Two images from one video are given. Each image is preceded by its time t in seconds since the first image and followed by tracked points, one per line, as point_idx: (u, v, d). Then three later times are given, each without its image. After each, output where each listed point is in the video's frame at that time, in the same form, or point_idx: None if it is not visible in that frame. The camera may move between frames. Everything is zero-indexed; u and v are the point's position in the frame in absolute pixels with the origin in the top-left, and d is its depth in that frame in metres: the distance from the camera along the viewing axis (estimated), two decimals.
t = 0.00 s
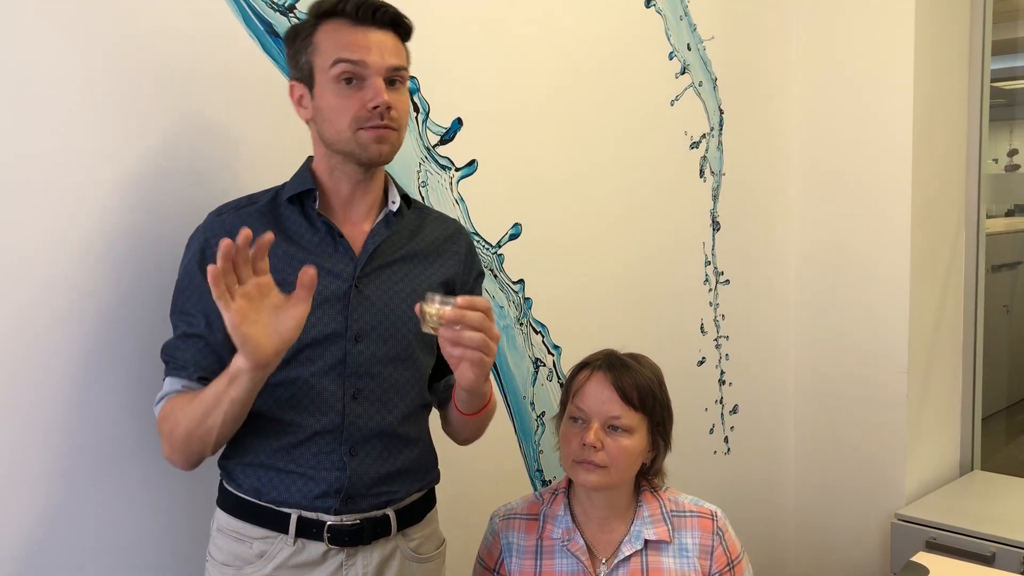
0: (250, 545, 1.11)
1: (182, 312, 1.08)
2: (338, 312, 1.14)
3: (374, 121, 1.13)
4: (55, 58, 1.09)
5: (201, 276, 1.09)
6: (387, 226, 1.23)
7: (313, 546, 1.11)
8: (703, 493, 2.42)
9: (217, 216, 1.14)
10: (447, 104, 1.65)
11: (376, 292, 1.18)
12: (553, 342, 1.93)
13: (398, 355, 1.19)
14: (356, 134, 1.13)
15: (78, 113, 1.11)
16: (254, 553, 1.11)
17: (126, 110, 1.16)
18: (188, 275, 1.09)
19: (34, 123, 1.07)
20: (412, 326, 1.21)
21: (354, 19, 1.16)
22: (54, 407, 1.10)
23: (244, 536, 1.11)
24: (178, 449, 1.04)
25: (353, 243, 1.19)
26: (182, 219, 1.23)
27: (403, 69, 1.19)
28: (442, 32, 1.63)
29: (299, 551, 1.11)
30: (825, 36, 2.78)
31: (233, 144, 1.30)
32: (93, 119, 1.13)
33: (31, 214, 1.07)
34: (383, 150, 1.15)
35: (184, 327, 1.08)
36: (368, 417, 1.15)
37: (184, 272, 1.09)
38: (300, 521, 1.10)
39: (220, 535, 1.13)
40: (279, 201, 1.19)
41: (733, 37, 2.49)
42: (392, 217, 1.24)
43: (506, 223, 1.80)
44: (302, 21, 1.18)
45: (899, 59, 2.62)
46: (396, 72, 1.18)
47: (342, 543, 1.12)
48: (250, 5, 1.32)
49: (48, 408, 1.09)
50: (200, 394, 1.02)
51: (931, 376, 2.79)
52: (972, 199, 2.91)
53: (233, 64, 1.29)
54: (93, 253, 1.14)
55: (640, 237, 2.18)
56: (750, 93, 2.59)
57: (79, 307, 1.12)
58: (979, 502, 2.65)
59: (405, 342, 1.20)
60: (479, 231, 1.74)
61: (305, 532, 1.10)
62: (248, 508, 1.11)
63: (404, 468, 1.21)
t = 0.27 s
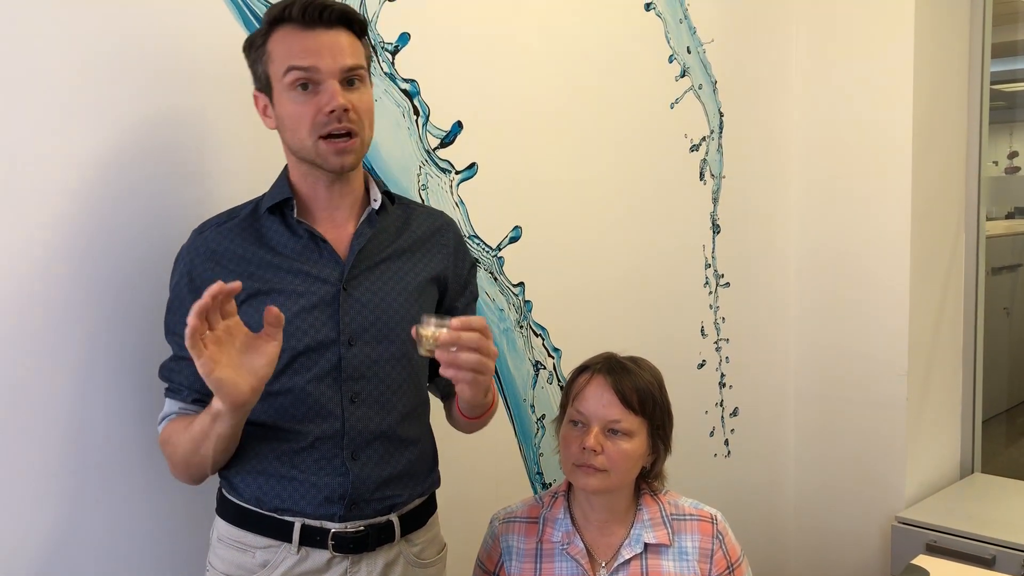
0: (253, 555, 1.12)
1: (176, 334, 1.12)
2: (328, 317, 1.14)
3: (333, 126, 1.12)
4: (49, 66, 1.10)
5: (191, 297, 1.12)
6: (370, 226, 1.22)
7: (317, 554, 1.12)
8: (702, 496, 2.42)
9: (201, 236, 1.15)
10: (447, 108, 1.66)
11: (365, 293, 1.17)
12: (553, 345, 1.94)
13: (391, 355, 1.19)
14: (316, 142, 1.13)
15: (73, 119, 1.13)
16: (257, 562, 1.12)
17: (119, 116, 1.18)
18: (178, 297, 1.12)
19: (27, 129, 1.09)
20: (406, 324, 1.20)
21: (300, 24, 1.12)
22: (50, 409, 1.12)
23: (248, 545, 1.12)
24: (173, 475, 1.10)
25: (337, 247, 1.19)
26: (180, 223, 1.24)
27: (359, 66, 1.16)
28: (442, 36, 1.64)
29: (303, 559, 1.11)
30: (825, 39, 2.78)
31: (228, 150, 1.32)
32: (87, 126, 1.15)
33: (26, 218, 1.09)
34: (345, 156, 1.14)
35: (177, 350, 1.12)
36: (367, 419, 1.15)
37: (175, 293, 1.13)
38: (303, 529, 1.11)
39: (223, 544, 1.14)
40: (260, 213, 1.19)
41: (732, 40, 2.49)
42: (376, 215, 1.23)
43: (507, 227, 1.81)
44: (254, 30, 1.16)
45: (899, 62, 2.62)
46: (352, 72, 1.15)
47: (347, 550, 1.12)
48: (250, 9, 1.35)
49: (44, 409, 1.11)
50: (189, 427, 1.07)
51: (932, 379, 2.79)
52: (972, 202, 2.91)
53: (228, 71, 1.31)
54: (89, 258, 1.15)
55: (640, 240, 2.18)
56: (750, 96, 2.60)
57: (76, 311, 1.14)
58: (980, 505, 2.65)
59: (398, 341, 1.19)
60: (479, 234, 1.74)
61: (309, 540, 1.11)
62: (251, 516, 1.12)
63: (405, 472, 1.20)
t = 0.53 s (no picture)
0: (250, 557, 1.12)
1: (164, 338, 1.10)
2: (319, 321, 1.14)
3: (321, 129, 1.12)
4: (45, 67, 1.11)
5: (180, 300, 1.10)
6: (360, 228, 1.21)
7: (314, 556, 1.12)
8: (703, 498, 2.42)
9: (188, 237, 1.12)
10: (447, 108, 1.66)
11: (355, 296, 1.17)
12: (553, 346, 1.93)
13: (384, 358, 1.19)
14: (304, 144, 1.12)
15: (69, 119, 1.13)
16: (253, 565, 1.11)
17: (114, 115, 1.18)
18: (166, 301, 1.10)
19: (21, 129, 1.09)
20: (398, 326, 1.20)
21: (292, 25, 1.12)
22: (43, 409, 1.12)
23: (243, 548, 1.12)
24: (177, 479, 1.09)
25: (326, 251, 1.19)
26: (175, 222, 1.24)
27: (350, 69, 1.16)
28: (442, 37, 1.64)
29: (301, 561, 1.11)
30: (825, 40, 2.78)
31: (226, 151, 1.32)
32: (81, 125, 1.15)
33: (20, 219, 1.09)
34: (332, 158, 1.13)
35: (167, 354, 1.09)
36: (361, 422, 1.15)
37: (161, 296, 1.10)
38: (301, 531, 1.11)
39: (220, 547, 1.14)
40: (249, 214, 1.16)
41: (733, 41, 2.49)
42: (365, 218, 1.23)
43: (508, 228, 1.81)
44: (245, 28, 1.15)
45: (900, 63, 2.62)
46: (342, 75, 1.15)
47: (344, 552, 1.13)
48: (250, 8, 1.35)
49: (37, 409, 1.11)
50: (202, 430, 1.06)
51: (933, 380, 2.78)
52: (973, 203, 2.91)
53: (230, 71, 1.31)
54: (83, 258, 1.15)
55: (641, 241, 2.18)
56: (751, 97, 2.59)
57: (70, 310, 1.14)
58: (981, 506, 2.65)
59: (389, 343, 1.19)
60: (479, 235, 1.74)
61: (306, 542, 1.11)
62: (247, 519, 1.12)
63: (401, 474, 1.20)
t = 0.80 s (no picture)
0: (246, 558, 1.11)
1: (159, 334, 1.09)
2: (315, 323, 1.14)
3: (322, 122, 1.11)
4: (45, 65, 1.11)
5: (177, 294, 1.09)
6: (358, 229, 1.22)
7: (310, 557, 1.11)
8: (704, 498, 2.41)
9: (185, 234, 1.11)
10: (448, 108, 1.66)
11: (352, 298, 1.18)
12: (554, 346, 1.93)
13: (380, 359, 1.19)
14: (305, 136, 1.12)
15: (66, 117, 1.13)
16: (249, 566, 1.10)
17: (109, 114, 1.18)
18: (161, 297, 1.09)
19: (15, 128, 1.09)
20: (394, 328, 1.21)
21: (296, 19, 1.13)
22: (37, 408, 1.11)
23: (239, 549, 1.11)
24: (185, 473, 1.07)
25: (324, 251, 1.19)
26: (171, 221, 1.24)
27: (352, 65, 1.16)
28: (443, 37, 1.64)
29: (297, 562, 1.10)
30: (827, 40, 2.78)
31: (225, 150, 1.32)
32: (76, 125, 1.15)
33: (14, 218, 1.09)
34: (333, 151, 1.13)
35: (163, 349, 1.08)
36: (354, 424, 1.15)
37: (156, 292, 1.09)
38: (296, 532, 1.10)
39: (215, 548, 1.13)
40: (247, 211, 1.16)
41: (734, 42, 2.49)
42: (363, 218, 1.23)
43: (509, 227, 1.81)
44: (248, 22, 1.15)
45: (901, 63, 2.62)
46: (345, 71, 1.16)
47: (341, 553, 1.12)
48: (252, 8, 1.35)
49: (31, 409, 1.11)
50: (222, 428, 1.05)
51: (934, 381, 2.78)
52: (975, 204, 2.91)
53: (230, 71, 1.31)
54: (77, 256, 1.15)
55: (642, 241, 2.18)
56: (752, 98, 2.59)
57: (64, 309, 1.14)
58: (983, 507, 2.65)
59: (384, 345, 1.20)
60: (481, 235, 1.74)
61: (301, 543, 1.10)
62: (242, 520, 1.11)
63: (397, 475, 1.21)
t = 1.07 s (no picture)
0: (243, 558, 1.10)
1: (155, 328, 1.08)
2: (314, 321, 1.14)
3: (329, 132, 1.11)
4: (44, 64, 1.11)
5: (172, 289, 1.08)
6: (357, 228, 1.22)
7: (307, 556, 1.11)
8: (705, 498, 2.41)
9: (183, 229, 1.11)
10: (449, 107, 1.66)
11: (350, 298, 1.18)
12: (555, 346, 1.93)
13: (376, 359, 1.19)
14: (310, 143, 1.12)
15: (64, 118, 1.14)
16: (246, 566, 1.10)
17: (107, 114, 1.18)
18: (156, 290, 1.08)
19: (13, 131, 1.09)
20: (390, 328, 1.21)
21: (314, 24, 1.12)
22: (34, 408, 1.11)
23: (237, 549, 1.10)
24: (178, 466, 1.04)
25: (323, 250, 1.19)
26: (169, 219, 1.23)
27: (366, 75, 1.16)
28: (444, 35, 1.64)
29: (295, 561, 1.10)
30: (828, 40, 2.78)
31: (224, 149, 1.32)
32: (73, 128, 1.14)
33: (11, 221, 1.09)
34: (336, 161, 1.13)
35: (160, 343, 1.07)
36: (353, 423, 1.15)
37: (150, 287, 1.08)
38: (294, 531, 1.10)
39: (212, 548, 1.12)
40: (244, 209, 1.16)
41: (735, 41, 2.49)
42: (361, 217, 1.23)
43: (510, 227, 1.81)
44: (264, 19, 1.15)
45: (902, 63, 2.62)
46: (357, 80, 1.15)
47: (338, 551, 1.12)
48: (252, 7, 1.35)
49: (27, 408, 1.11)
50: (212, 415, 1.02)
51: (935, 381, 2.78)
52: (976, 204, 2.91)
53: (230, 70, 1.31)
54: (74, 256, 1.15)
55: (643, 240, 2.18)
56: (753, 97, 2.59)
57: (62, 309, 1.14)
58: (984, 507, 2.65)
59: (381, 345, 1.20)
60: (481, 234, 1.74)
61: (298, 542, 1.10)
62: (239, 520, 1.10)
63: (393, 473, 1.21)
